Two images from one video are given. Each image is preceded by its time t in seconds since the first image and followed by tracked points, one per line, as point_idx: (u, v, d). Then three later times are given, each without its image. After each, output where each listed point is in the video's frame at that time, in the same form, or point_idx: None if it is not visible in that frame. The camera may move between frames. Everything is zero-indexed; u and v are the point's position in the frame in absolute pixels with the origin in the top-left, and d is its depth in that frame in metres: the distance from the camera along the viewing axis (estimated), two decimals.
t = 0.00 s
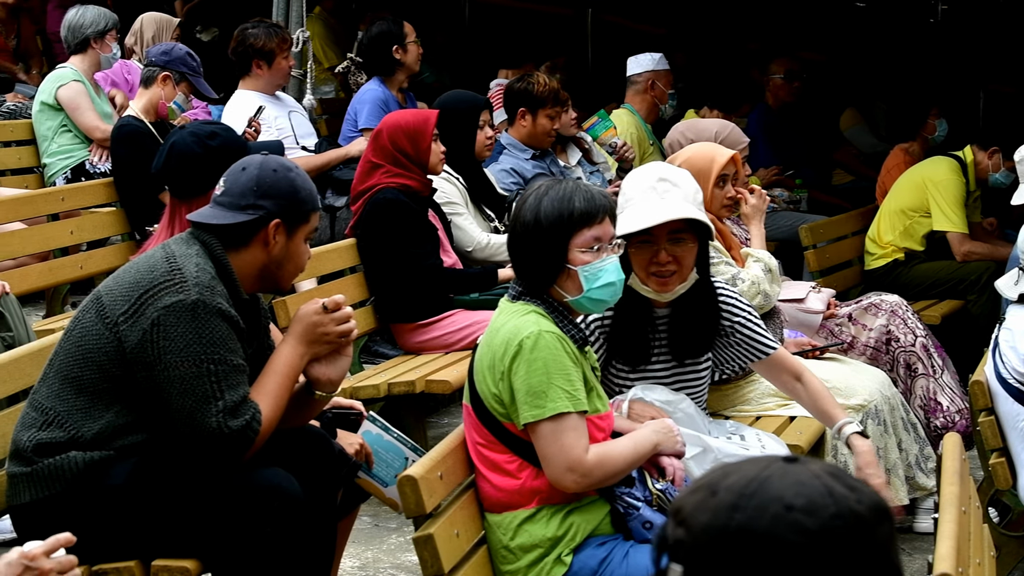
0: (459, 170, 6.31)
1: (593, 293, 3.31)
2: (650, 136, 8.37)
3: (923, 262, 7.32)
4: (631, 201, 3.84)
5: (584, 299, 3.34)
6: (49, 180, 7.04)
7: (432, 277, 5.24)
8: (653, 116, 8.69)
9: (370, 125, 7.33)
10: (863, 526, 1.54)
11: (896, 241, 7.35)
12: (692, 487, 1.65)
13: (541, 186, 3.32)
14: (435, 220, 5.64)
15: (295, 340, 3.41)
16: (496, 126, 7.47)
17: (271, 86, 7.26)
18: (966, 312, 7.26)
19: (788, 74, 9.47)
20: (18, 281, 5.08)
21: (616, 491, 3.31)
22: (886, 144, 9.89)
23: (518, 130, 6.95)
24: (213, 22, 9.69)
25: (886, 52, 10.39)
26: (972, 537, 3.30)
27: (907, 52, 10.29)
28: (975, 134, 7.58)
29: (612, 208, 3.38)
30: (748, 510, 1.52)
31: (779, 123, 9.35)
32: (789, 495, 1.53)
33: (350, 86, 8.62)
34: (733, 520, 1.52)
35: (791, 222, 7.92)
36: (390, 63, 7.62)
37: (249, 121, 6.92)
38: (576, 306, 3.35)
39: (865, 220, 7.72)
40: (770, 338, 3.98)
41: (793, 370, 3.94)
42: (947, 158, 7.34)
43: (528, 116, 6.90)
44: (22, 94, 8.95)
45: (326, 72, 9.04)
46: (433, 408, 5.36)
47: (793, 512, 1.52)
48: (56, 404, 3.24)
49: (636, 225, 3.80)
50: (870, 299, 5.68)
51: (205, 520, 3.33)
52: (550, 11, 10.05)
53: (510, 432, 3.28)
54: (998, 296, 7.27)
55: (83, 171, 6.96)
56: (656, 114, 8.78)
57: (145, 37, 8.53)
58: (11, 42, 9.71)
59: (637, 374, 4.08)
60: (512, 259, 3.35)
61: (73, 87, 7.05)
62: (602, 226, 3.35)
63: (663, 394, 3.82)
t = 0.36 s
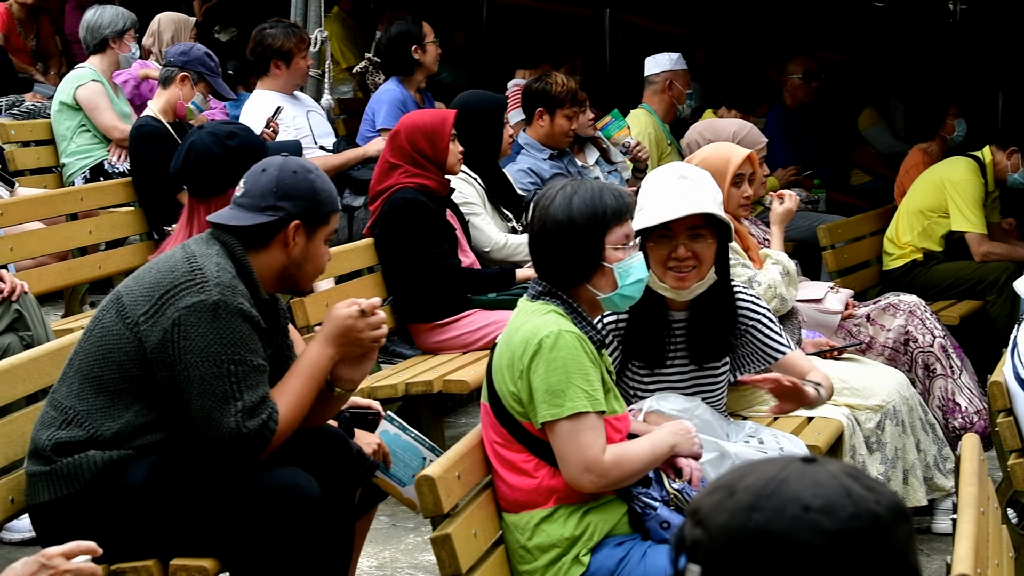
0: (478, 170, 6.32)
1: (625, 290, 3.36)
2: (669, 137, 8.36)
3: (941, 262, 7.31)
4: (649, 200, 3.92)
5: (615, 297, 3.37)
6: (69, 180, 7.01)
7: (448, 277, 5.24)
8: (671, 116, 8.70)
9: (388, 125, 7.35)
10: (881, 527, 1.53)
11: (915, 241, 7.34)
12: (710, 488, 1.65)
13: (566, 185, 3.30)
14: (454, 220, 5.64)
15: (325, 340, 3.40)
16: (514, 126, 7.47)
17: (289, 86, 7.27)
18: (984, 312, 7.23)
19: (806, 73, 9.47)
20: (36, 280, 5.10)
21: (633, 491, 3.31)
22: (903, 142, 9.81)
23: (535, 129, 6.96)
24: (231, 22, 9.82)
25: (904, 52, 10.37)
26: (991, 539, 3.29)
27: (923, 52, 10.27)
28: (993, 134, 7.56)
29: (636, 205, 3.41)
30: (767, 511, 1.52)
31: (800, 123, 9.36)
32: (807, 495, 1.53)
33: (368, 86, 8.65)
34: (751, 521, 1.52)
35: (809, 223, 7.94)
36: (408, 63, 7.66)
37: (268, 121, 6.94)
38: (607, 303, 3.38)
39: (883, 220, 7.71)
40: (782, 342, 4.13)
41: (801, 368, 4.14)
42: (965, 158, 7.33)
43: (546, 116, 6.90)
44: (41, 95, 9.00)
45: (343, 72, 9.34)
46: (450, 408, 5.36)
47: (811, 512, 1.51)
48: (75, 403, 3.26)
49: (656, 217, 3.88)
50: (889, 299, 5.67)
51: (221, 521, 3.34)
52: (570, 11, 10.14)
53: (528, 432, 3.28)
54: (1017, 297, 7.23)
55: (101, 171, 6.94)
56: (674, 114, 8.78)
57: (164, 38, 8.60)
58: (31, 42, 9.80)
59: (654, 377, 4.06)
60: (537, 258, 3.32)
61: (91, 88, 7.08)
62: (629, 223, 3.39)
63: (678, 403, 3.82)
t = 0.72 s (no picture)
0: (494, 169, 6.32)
1: (643, 288, 3.36)
2: (685, 137, 8.40)
3: (958, 262, 7.30)
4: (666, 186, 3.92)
5: (633, 295, 3.37)
6: (86, 179, 7.06)
7: (463, 276, 5.24)
8: (688, 116, 8.70)
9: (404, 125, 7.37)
10: (898, 529, 1.53)
11: (932, 241, 7.34)
12: (726, 489, 1.65)
13: (583, 185, 3.29)
14: (471, 220, 5.64)
15: (355, 339, 3.45)
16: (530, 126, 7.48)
17: (305, 85, 7.28)
18: (1001, 313, 7.22)
19: (824, 73, 9.56)
20: (53, 281, 5.08)
21: (648, 492, 3.29)
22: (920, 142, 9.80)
23: (552, 129, 6.97)
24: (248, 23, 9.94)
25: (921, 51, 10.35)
26: (1007, 539, 3.28)
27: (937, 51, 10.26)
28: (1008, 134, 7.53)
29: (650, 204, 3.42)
30: (783, 511, 1.52)
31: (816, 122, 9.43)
32: (823, 496, 1.53)
33: (385, 86, 8.67)
34: (768, 521, 1.52)
35: (826, 223, 7.95)
36: (426, 63, 7.66)
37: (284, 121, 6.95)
38: (625, 302, 3.38)
39: (900, 220, 7.71)
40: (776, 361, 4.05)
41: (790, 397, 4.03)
42: (982, 158, 7.31)
43: (562, 115, 6.90)
44: (58, 94, 9.02)
45: (360, 71, 9.35)
46: (466, 408, 5.37)
47: (828, 513, 1.51)
48: (93, 402, 3.29)
49: (676, 200, 3.88)
50: (906, 299, 5.66)
51: (235, 522, 3.34)
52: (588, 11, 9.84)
53: (542, 433, 3.28)
54: None
55: (117, 171, 7.00)
56: (690, 114, 8.78)
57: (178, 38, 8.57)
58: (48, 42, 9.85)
59: (661, 369, 4.04)
60: (554, 257, 3.32)
61: (108, 87, 7.09)
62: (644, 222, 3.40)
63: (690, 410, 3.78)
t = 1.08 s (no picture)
0: (509, 169, 6.32)
1: (661, 288, 3.38)
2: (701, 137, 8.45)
3: (974, 263, 7.29)
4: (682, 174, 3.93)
5: (651, 295, 3.39)
6: (101, 179, 7.06)
7: (477, 276, 5.24)
8: (703, 117, 8.71)
9: (418, 125, 7.38)
10: (913, 530, 1.52)
11: (947, 242, 7.33)
12: (742, 489, 1.66)
13: (601, 185, 3.30)
14: (485, 221, 5.64)
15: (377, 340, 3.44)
16: (545, 125, 7.48)
17: (319, 84, 7.29)
18: (1017, 314, 7.21)
19: (839, 74, 9.41)
20: (68, 280, 5.06)
21: (664, 492, 3.29)
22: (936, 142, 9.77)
23: (567, 129, 6.96)
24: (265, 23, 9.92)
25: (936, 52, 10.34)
26: None
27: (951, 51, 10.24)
28: None
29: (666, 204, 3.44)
30: (799, 511, 1.53)
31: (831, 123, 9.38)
32: (839, 497, 1.53)
33: (400, 86, 8.68)
34: (783, 521, 1.53)
35: (842, 223, 7.95)
36: (442, 64, 7.65)
37: (299, 122, 6.95)
38: (642, 301, 3.40)
39: (916, 221, 7.70)
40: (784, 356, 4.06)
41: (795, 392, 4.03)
42: (998, 158, 7.29)
43: (577, 116, 6.91)
44: (73, 94, 9.05)
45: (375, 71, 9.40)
46: (480, 408, 5.37)
47: (844, 513, 1.51)
48: (107, 402, 3.29)
49: (695, 187, 3.89)
50: (921, 300, 5.67)
51: (250, 522, 3.34)
52: (603, 11, 9.90)
53: (558, 432, 3.28)
54: None
55: (133, 171, 6.99)
56: (706, 114, 8.78)
57: (194, 37, 8.44)
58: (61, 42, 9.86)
59: (684, 357, 4.04)
60: (572, 257, 3.33)
61: (125, 88, 7.10)
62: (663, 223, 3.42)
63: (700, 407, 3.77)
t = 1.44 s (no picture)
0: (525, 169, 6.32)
1: (689, 287, 3.38)
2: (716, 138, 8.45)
3: (991, 264, 7.28)
4: (722, 170, 3.95)
5: (680, 293, 3.38)
6: (117, 179, 7.06)
7: (492, 276, 5.25)
8: (719, 117, 8.71)
9: (433, 125, 7.40)
10: (929, 531, 1.53)
11: (964, 242, 7.31)
12: (757, 489, 1.68)
13: (631, 185, 3.35)
14: (499, 220, 5.65)
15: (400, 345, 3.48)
16: (561, 125, 7.50)
17: (335, 84, 7.30)
18: None
19: (856, 74, 9.42)
20: (85, 280, 5.06)
21: (681, 490, 3.31)
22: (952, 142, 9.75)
23: (583, 129, 6.97)
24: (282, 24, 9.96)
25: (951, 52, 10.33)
26: None
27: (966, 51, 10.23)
28: None
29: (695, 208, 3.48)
30: (814, 513, 1.55)
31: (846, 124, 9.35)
32: (855, 497, 1.55)
33: (415, 86, 8.69)
34: (799, 522, 1.54)
35: (857, 224, 7.97)
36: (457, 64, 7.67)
37: (315, 121, 6.96)
38: (670, 300, 3.39)
39: (932, 221, 7.69)
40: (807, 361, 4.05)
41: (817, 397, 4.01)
42: (1014, 158, 7.28)
43: (593, 116, 6.92)
44: (89, 95, 9.09)
45: (390, 71, 9.48)
46: (495, 408, 5.37)
47: (859, 514, 1.53)
48: (124, 402, 3.30)
49: (732, 182, 3.91)
50: (937, 300, 5.65)
51: (266, 523, 3.35)
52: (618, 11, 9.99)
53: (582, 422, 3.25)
54: None
55: (149, 171, 7.03)
56: (722, 114, 8.78)
57: (216, 39, 8.33)
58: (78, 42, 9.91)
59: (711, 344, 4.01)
60: (603, 255, 3.34)
61: (140, 88, 7.12)
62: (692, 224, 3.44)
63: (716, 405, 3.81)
